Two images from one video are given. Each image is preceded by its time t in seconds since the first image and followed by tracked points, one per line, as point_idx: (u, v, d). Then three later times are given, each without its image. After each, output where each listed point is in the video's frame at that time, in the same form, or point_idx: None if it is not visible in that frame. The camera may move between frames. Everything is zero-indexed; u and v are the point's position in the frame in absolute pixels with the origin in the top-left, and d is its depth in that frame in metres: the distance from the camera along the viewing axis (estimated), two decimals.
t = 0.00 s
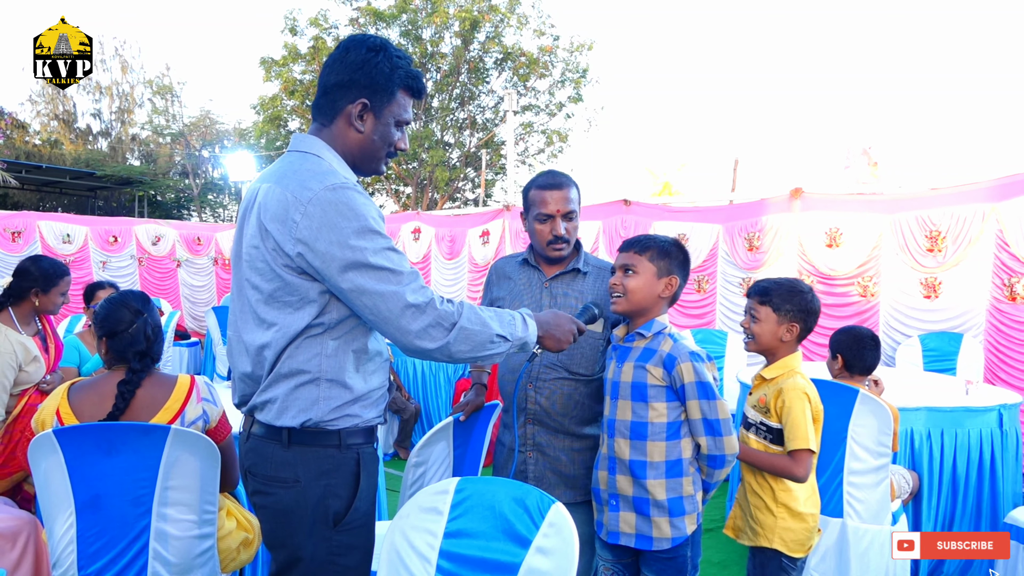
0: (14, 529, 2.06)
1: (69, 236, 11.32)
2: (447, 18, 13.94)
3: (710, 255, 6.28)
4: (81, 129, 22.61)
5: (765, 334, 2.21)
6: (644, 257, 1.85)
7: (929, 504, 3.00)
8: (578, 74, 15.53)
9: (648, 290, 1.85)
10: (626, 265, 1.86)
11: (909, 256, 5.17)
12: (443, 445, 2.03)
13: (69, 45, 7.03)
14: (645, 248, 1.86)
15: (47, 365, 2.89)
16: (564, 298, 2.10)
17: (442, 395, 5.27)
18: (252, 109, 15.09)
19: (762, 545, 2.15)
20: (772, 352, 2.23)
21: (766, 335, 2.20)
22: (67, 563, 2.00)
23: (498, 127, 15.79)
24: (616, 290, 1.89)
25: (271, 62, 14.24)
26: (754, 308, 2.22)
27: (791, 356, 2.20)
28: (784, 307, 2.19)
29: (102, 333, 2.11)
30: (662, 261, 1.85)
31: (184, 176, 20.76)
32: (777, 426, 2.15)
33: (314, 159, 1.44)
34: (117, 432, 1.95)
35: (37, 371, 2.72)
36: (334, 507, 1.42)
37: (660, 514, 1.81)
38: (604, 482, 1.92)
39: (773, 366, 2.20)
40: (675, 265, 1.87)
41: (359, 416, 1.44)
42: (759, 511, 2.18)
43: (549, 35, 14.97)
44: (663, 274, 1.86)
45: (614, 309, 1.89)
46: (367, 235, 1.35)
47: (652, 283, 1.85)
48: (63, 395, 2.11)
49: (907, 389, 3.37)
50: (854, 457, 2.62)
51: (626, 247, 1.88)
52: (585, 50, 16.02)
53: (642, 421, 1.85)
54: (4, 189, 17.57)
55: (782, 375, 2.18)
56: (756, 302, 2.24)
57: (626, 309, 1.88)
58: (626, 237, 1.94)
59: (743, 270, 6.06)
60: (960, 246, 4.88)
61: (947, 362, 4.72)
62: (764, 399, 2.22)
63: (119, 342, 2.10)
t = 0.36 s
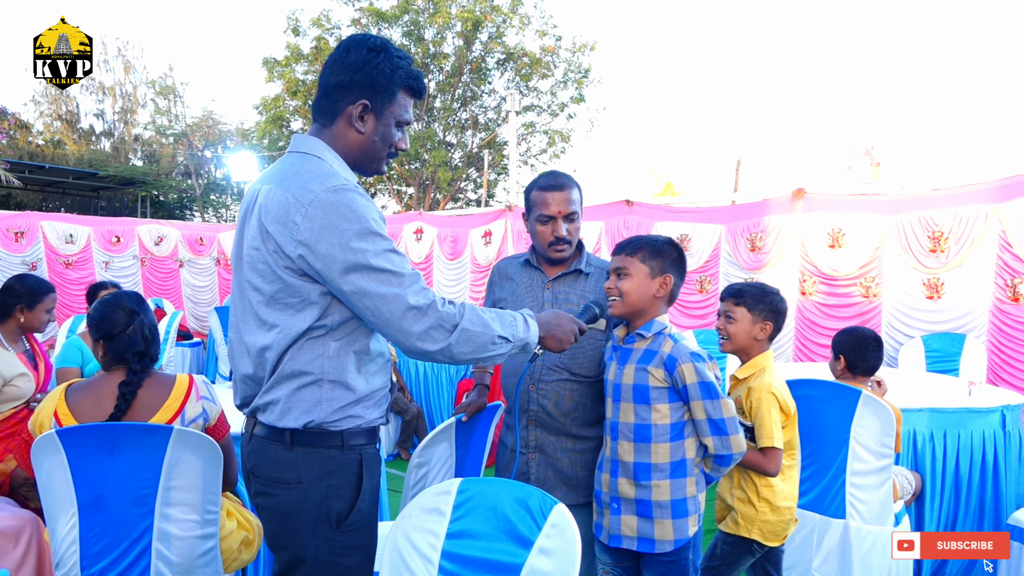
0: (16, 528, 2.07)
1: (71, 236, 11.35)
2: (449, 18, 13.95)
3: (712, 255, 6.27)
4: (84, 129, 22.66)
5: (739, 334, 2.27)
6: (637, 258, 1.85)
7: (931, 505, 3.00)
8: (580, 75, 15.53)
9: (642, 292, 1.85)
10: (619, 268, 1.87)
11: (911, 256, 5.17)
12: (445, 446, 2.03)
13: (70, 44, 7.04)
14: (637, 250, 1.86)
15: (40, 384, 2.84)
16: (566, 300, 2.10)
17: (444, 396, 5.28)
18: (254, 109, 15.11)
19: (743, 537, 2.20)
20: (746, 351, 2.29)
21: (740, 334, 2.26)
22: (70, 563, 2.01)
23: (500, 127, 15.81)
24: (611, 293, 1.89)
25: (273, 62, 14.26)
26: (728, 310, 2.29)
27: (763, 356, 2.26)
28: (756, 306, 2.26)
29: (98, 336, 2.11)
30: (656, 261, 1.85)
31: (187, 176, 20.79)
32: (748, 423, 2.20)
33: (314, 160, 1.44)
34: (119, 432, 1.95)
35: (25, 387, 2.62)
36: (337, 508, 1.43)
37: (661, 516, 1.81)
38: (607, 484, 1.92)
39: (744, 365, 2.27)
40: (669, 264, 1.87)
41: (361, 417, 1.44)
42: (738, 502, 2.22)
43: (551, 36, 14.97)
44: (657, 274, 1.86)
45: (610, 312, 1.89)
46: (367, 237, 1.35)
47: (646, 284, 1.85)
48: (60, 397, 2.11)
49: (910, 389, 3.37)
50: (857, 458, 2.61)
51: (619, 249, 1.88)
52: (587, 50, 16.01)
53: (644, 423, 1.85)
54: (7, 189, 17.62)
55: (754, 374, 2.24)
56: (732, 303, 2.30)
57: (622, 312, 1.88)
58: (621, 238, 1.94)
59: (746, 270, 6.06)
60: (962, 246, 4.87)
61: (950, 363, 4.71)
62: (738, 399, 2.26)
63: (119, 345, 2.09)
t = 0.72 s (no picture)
0: (17, 531, 2.06)
1: (72, 239, 11.36)
2: (450, 21, 13.98)
3: (713, 258, 6.26)
4: (86, 131, 22.71)
5: (718, 329, 2.39)
6: (636, 262, 1.85)
7: (933, 509, 2.99)
8: (581, 77, 15.55)
9: (641, 296, 1.85)
10: (618, 272, 1.87)
11: (912, 259, 5.17)
12: (446, 449, 2.03)
13: (70, 46, 7.05)
14: (635, 254, 1.86)
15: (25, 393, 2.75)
16: (566, 303, 2.10)
17: (445, 399, 5.27)
18: (256, 111, 15.14)
19: (728, 536, 2.28)
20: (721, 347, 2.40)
21: (719, 329, 2.38)
22: (70, 566, 2.01)
23: (501, 130, 15.83)
24: (610, 298, 1.89)
25: (275, 65, 14.28)
26: (708, 305, 2.41)
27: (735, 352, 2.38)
28: (735, 303, 2.40)
29: (97, 339, 2.12)
30: (655, 264, 1.85)
31: (189, 178, 20.81)
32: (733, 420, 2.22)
33: (315, 163, 1.44)
34: (120, 434, 1.95)
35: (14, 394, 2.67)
36: (337, 511, 1.42)
37: (659, 521, 1.81)
38: (604, 489, 1.92)
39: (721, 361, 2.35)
40: (668, 267, 1.87)
41: (362, 420, 1.44)
42: (720, 503, 2.29)
43: (552, 38, 14.98)
44: (655, 278, 1.86)
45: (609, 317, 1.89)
46: (368, 239, 1.35)
47: (645, 288, 1.85)
48: (60, 400, 2.11)
49: (912, 392, 3.37)
50: (858, 461, 2.60)
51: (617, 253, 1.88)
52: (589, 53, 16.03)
53: (642, 428, 1.84)
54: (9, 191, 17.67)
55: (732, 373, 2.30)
56: (711, 299, 2.42)
57: (621, 317, 1.88)
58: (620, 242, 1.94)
59: (747, 273, 6.05)
60: (964, 249, 4.87)
61: (952, 366, 4.71)
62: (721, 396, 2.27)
63: (116, 347, 2.10)
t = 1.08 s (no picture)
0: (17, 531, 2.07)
1: (72, 238, 11.35)
2: (450, 21, 13.97)
3: (713, 258, 6.26)
4: (86, 130, 22.70)
5: (703, 332, 2.53)
6: (634, 262, 1.85)
7: (932, 509, 3.00)
8: (581, 77, 15.55)
9: (639, 297, 1.85)
10: (617, 273, 1.87)
11: (912, 259, 5.17)
12: (446, 448, 2.03)
13: (70, 46, 7.06)
14: (633, 254, 1.86)
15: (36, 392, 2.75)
16: (564, 302, 2.10)
17: (445, 399, 5.28)
18: (255, 111, 15.13)
19: (733, 532, 2.33)
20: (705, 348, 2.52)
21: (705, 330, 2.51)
22: (70, 565, 2.00)
23: (501, 130, 15.83)
24: (609, 299, 1.90)
25: (275, 65, 14.28)
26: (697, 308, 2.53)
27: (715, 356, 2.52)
28: (722, 309, 2.54)
29: (92, 339, 2.12)
30: (653, 264, 1.85)
31: (188, 177, 20.79)
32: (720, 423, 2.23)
33: (313, 162, 1.44)
34: (119, 433, 1.95)
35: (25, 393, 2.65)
36: (336, 511, 1.42)
37: (656, 523, 1.81)
38: (600, 491, 1.93)
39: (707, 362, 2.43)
40: (666, 267, 1.86)
41: (360, 419, 1.44)
42: (725, 499, 2.32)
43: (552, 38, 14.97)
44: (654, 278, 1.85)
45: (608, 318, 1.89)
46: (366, 238, 1.35)
47: (643, 289, 1.85)
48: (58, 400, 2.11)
49: (911, 393, 3.37)
50: (858, 461, 2.61)
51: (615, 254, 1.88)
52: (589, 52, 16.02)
53: (638, 429, 1.85)
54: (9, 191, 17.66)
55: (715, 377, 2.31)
56: (700, 302, 2.54)
57: (620, 318, 1.88)
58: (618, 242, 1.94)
59: (747, 273, 6.05)
60: (963, 250, 4.88)
61: (952, 366, 4.71)
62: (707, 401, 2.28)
63: (111, 346, 2.10)
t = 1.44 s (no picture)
0: (19, 528, 2.08)
1: (74, 237, 11.38)
2: (452, 20, 13.97)
3: (714, 257, 6.26)
4: (88, 130, 22.73)
5: (704, 332, 2.52)
6: (635, 264, 1.84)
7: (934, 509, 2.99)
8: (583, 76, 15.54)
9: (641, 299, 1.85)
10: (618, 274, 1.87)
11: (915, 259, 5.16)
12: (447, 448, 2.02)
13: (71, 45, 7.07)
14: (635, 255, 1.85)
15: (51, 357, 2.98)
16: (563, 303, 2.09)
17: (446, 399, 5.28)
18: (257, 110, 15.14)
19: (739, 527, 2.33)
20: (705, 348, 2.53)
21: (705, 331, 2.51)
22: (71, 565, 2.00)
23: (502, 129, 15.82)
24: (611, 301, 1.90)
25: (276, 64, 14.29)
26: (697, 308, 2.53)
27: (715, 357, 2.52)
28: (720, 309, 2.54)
29: (71, 339, 2.14)
30: (655, 266, 1.85)
31: (190, 177, 20.82)
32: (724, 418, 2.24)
33: (312, 161, 1.44)
34: (121, 432, 1.95)
35: (42, 357, 2.92)
36: (336, 510, 1.42)
37: (655, 524, 1.81)
38: (601, 491, 1.93)
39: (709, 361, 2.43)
40: (668, 268, 1.86)
41: (359, 418, 1.44)
42: (732, 494, 2.31)
43: (554, 38, 14.96)
44: (655, 280, 1.85)
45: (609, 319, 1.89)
46: (364, 238, 1.35)
47: (645, 290, 1.85)
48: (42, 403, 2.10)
49: (913, 392, 3.36)
50: (859, 461, 2.60)
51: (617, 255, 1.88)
52: (590, 51, 16.01)
53: (639, 429, 1.85)
54: (10, 190, 17.71)
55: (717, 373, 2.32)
56: (700, 303, 2.53)
57: (621, 320, 1.88)
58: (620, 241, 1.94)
59: (748, 272, 6.05)
60: (966, 249, 4.87)
61: (953, 366, 4.70)
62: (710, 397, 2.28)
63: (87, 345, 2.10)
